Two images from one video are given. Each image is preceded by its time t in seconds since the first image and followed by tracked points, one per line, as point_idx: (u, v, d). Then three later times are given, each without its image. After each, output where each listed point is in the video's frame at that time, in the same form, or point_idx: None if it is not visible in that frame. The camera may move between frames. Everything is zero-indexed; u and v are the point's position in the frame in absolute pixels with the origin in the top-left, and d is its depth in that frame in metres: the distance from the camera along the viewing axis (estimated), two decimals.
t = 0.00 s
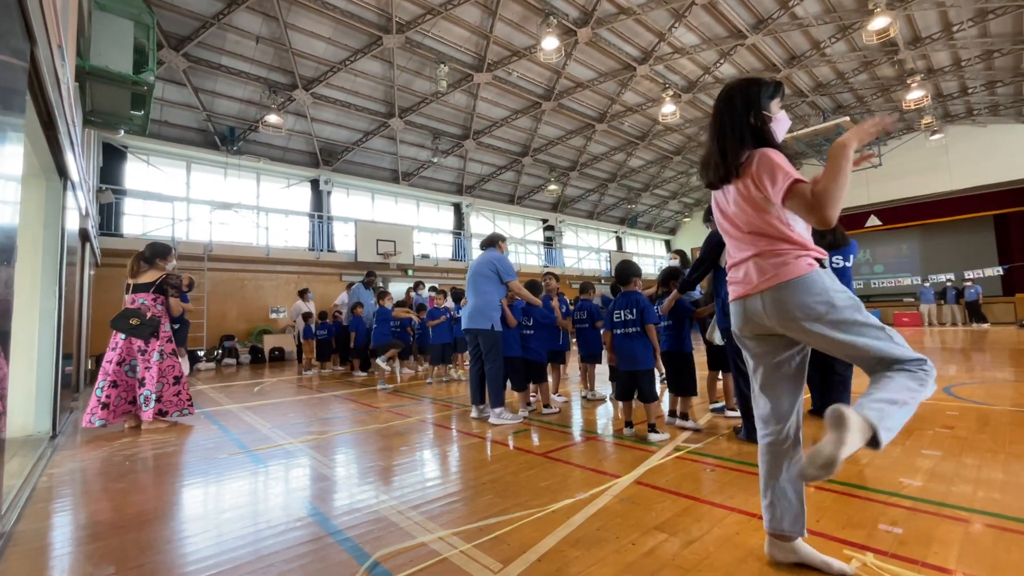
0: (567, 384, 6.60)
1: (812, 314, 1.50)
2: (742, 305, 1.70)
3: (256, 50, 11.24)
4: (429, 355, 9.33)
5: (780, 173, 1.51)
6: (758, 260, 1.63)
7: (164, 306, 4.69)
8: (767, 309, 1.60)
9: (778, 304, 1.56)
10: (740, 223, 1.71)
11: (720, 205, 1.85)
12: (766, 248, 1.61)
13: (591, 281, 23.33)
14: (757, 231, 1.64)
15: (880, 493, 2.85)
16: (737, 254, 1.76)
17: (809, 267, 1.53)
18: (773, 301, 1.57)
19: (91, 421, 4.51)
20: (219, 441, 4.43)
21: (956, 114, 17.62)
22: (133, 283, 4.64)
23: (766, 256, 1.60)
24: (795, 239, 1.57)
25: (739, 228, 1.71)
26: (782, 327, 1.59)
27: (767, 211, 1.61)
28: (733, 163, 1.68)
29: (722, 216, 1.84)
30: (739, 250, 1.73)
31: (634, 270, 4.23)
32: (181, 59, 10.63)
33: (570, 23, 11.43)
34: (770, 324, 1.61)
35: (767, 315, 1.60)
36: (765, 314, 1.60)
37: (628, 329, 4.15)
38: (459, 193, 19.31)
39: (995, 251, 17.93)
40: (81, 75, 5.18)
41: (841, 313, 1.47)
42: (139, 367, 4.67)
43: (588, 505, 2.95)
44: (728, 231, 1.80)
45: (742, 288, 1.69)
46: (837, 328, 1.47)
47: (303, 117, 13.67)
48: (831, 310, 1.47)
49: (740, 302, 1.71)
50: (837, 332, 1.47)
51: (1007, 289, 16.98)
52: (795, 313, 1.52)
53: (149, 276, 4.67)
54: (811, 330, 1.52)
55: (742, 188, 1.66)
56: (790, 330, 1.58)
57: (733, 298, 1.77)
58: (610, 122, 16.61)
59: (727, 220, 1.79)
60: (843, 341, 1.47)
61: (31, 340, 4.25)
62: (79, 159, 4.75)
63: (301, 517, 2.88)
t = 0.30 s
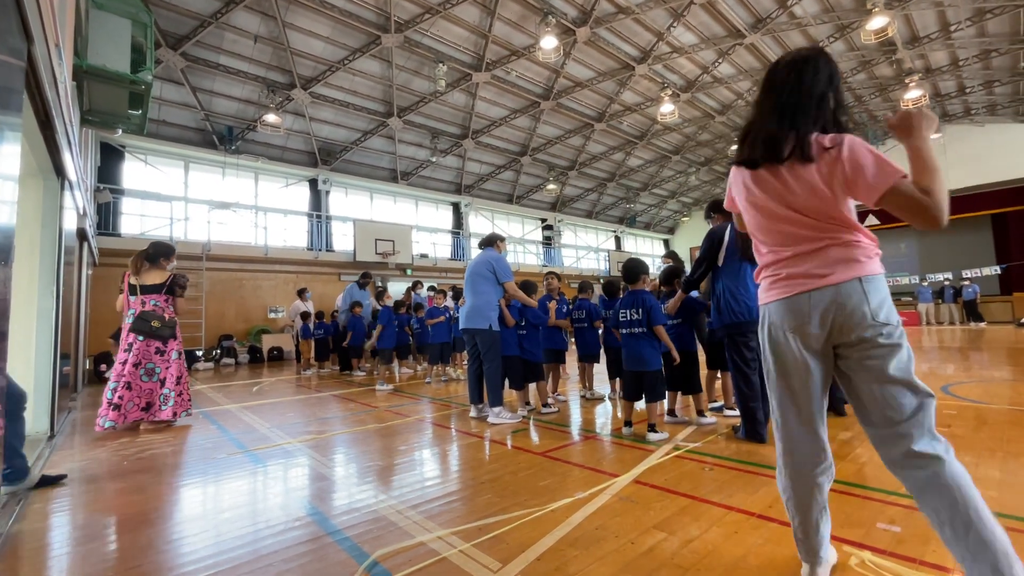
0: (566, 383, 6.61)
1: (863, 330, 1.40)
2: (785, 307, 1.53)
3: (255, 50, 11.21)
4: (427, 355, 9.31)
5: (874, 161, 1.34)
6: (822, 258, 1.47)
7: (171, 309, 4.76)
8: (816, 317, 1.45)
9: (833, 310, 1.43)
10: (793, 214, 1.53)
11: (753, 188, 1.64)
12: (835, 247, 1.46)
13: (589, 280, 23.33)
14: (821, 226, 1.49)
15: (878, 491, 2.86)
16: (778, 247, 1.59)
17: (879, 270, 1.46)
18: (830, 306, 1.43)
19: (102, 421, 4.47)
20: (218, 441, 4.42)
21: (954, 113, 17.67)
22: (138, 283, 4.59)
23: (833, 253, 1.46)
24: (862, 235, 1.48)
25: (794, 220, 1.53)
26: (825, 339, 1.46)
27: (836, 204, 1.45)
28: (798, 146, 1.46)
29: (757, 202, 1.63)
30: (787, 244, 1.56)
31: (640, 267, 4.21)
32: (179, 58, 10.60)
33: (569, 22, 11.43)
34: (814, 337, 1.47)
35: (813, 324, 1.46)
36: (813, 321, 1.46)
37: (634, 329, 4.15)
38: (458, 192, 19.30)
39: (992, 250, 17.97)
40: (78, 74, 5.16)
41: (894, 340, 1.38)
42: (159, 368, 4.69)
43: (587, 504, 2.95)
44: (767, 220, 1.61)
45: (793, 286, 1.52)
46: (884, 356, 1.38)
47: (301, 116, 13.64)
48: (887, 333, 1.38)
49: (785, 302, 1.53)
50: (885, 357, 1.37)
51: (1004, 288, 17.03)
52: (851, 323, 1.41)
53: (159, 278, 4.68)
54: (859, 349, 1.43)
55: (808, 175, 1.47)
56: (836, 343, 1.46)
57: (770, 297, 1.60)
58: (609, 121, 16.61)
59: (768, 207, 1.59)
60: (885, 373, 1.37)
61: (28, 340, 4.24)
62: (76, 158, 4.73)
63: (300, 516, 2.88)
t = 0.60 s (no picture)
0: (564, 382, 6.62)
1: (953, 361, 1.16)
2: (860, 320, 1.25)
3: (252, 48, 11.17)
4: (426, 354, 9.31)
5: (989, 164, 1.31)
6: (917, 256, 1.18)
7: (175, 306, 4.76)
8: (910, 338, 1.17)
9: (931, 334, 1.15)
10: (886, 194, 1.22)
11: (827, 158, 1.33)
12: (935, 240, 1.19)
13: (587, 280, 23.34)
14: (931, 216, 1.20)
15: (876, 490, 2.87)
16: (853, 237, 1.28)
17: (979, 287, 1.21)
18: (928, 326, 1.15)
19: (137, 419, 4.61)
20: (216, 440, 4.41)
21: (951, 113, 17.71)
22: (149, 284, 4.55)
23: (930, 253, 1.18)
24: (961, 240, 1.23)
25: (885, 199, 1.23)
26: (910, 368, 1.18)
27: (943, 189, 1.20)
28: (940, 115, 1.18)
29: (830, 175, 1.32)
30: (866, 229, 1.25)
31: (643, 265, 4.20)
32: (176, 57, 10.56)
33: (567, 21, 11.42)
34: (902, 368, 1.20)
35: (904, 347, 1.18)
36: (904, 343, 1.18)
37: (637, 329, 4.16)
38: (457, 191, 19.29)
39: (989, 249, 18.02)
40: (75, 73, 5.13)
41: (987, 380, 1.14)
42: (173, 367, 4.76)
43: (586, 503, 2.96)
44: (842, 201, 1.29)
45: (872, 290, 1.23)
46: (972, 407, 1.14)
47: (299, 115, 13.60)
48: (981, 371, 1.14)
49: (866, 313, 1.24)
50: (978, 397, 1.14)
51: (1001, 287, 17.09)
52: (945, 349, 1.15)
53: (168, 277, 4.67)
54: (942, 388, 1.18)
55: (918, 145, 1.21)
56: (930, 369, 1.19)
57: (838, 302, 1.30)
58: (608, 120, 16.61)
59: (850, 181, 1.28)
60: (975, 427, 1.14)
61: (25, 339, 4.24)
62: (73, 156, 4.72)
63: (298, 515, 2.88)
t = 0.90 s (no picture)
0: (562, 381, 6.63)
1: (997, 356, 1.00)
2: (892, 299, 1.05)
3: (250, 47, 11.14)
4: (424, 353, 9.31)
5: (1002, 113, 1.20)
6: (971, 226, 1.03)
7: (170, 307, 4.77)
8: (956, 323, 0.99)
9: (980, 317, 0.99)
10: (935, 159, 1.04)
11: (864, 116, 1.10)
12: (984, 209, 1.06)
13: (585, 279, 23.36)
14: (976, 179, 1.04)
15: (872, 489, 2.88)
16: (899, 209, 1.08)
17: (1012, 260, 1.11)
18: (978, 305, 0.99)
19: (141, 419, 4.74)
20: (214, 440, 4.40)
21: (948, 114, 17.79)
22: (149, 285, 4.53)
23: (981, 224, 1.04)
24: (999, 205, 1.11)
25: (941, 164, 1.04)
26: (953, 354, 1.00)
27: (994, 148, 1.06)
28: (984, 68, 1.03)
29: (868, 137, 1.10)
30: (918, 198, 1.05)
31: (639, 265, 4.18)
32: (173, 55, 10.52)
33: (565, 20, 11.42)
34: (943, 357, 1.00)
35: (950, 332, 0.99)
36: (950, 327, 0.99)
37: (635, 329, 4.15)
38: (455, 190, 19.29)
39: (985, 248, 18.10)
40: (71, 71, 5.10)
41: None
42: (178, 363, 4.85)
43: (583, 502, 2.97)
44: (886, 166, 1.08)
45: (918, 264, 1.03)
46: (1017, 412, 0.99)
47: (297, 114, 13.57)
48: None
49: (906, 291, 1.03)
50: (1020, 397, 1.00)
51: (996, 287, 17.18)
52: (993, 342, 0.99)
53: (168, 280, 4.66)
54: (981, 392, 1.02)
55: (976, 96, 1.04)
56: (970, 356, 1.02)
57: (871, 279, 1.09)
58: (606, 120, 16.62)
59: (897, 144, 1.06)
60: (1019, 433, 0.98)
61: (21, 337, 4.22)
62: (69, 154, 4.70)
63: (295, 515, 2.87)
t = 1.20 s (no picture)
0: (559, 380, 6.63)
1: (994, 357, 1.00)
2: (881, 287, 1.03)
3: (246, 44, 11.09)
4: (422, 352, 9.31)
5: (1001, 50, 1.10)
6: (947, 211, 1.03)
7: (162, 310, 4.74)
8: (946, 310, 0.99)
9: (969, 303, 0.99)
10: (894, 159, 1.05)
11: (825, 109, 1.12)
12: (957, 188, 1.05)
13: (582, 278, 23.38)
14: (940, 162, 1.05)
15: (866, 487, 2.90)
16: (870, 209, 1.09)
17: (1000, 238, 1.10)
18: (967, 288, 0.99)
19: (135, 418, 4.79)
20: (209, 439, 4.39)
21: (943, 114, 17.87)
22: (144, 286, 4.50)
23: (959, 208, 1.04)
24: (979, 176, 1.11)
25: (904, 155, 1.04)
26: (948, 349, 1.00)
27: (967, 129, 1.04)
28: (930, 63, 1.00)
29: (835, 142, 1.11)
30: (884, 189, 1.06)
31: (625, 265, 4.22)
32: (169, 52, 10.46)
33: (563, 19, 11.42)
34: (935, 347, 1.00)
35: (941, 320, 0.99)
36: (941, 313, 0.99)
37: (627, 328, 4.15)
38: (452, 189, 19.27)
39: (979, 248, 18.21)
40: (65, 67, 5.05)
41: None
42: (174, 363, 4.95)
43: (580, 500, 2.97)
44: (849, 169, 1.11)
45: (900, 252, 1.02)
46: (1016, 420, 1.00)
47: (293, 112, 13.53)
48: None
49: (889, 278, 1.02)
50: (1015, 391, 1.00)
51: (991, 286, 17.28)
52: (986, 334, 0.99)
53: (163, 283, 4.64)
54: (981, 396, 1.02)
55: (942, 85, 1.01)
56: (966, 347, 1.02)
57: (856, 267, 1.07)
58: (603, 119, 16.63)
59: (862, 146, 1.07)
60: (1008, 441, 1.01)
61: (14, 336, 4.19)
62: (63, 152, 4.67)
63: (292, 514, 2.87)
